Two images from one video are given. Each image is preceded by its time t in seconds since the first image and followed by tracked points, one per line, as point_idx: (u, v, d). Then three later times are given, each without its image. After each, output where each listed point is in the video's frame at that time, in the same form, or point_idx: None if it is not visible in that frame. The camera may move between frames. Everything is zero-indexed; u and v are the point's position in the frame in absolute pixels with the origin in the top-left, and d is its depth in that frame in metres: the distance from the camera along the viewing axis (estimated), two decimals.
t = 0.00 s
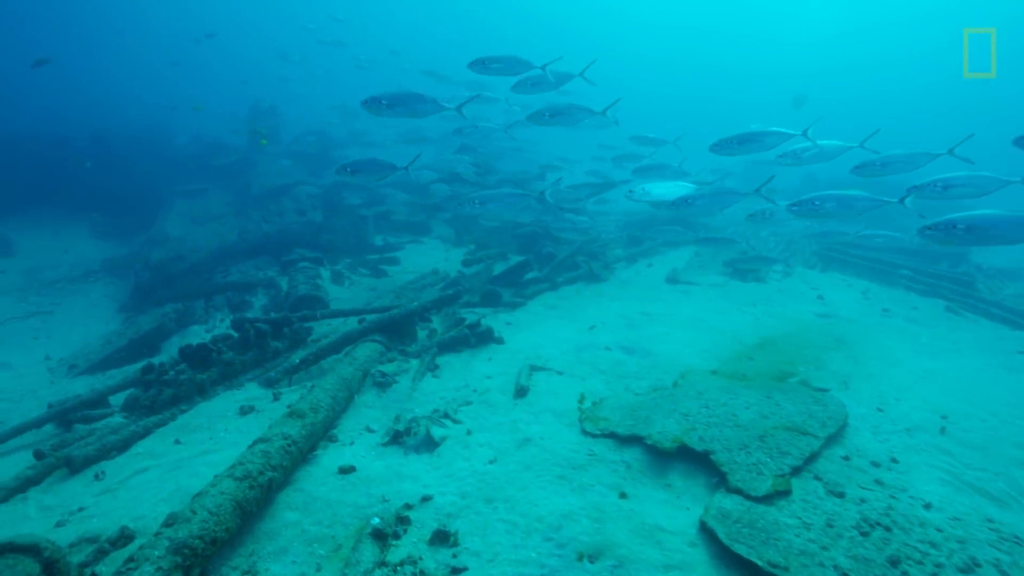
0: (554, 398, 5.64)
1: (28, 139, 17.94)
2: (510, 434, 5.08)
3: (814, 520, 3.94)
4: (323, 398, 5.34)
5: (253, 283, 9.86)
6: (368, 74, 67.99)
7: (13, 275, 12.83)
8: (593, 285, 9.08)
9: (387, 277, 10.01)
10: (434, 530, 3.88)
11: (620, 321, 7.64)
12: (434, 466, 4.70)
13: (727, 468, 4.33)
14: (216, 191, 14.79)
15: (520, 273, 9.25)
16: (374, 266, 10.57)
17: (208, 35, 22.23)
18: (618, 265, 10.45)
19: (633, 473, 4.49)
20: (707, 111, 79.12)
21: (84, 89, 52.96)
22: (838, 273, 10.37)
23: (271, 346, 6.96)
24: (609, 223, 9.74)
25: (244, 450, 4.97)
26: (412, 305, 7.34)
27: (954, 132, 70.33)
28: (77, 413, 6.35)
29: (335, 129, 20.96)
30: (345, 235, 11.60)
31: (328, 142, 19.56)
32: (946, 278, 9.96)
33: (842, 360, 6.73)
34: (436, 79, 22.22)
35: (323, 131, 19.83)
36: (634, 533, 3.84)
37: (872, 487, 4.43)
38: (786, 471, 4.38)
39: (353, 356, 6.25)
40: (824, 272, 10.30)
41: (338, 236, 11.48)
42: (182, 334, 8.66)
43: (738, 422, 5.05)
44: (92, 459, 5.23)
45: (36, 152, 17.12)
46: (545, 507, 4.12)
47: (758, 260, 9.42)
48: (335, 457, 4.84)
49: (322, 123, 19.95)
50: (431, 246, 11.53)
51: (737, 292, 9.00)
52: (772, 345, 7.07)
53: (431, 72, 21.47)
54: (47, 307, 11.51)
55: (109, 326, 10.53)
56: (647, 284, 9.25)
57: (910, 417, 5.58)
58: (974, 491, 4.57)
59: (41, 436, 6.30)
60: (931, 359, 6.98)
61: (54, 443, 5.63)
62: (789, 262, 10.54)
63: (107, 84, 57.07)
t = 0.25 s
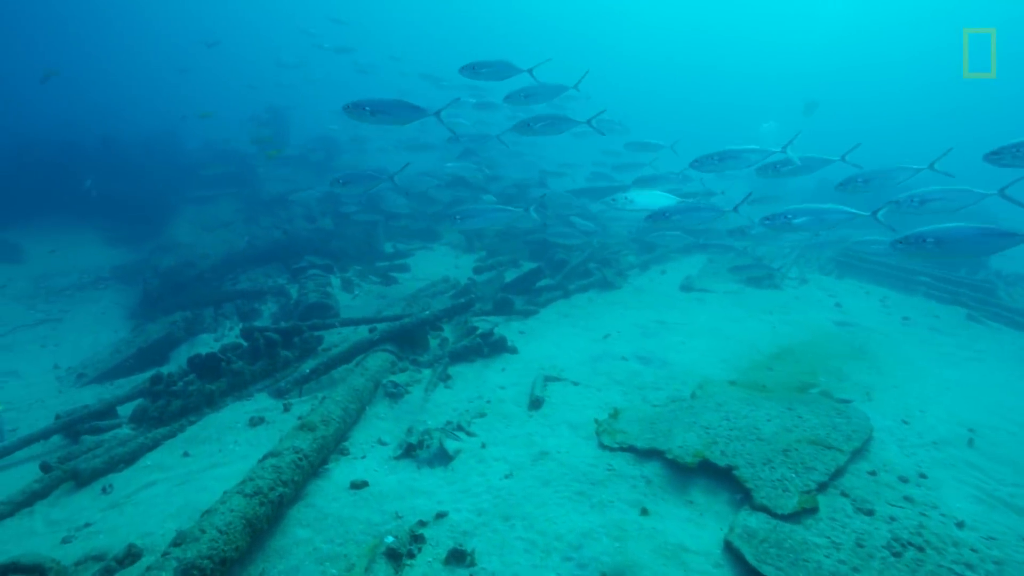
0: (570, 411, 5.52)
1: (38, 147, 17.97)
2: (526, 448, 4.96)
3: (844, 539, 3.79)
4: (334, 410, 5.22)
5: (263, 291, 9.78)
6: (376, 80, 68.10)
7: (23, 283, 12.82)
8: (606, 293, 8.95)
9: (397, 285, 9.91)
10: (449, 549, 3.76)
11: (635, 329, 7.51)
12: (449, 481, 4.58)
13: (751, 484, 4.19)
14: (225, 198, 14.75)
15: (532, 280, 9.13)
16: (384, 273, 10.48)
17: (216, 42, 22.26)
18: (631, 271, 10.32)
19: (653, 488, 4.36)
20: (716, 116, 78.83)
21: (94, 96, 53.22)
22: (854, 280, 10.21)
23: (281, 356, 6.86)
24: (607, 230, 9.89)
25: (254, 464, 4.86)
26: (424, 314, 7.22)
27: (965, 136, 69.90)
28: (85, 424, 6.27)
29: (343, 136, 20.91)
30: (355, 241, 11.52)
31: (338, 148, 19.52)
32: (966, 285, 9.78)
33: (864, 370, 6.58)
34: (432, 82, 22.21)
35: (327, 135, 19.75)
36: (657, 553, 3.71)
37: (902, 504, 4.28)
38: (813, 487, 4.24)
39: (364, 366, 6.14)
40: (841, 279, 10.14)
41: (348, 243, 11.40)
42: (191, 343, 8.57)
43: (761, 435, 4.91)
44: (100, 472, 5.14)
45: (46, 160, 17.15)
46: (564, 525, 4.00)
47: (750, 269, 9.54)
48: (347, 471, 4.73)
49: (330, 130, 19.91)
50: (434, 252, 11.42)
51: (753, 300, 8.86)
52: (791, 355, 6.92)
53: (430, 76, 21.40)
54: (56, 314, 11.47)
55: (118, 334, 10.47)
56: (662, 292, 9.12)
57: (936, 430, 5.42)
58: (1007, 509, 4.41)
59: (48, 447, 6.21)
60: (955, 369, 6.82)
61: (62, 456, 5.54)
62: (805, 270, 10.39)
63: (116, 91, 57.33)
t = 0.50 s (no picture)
0: (586, 418, 5.39)
1: (49, 147, 17.99)
2: (541, 457, 4.84)
3: (873, 557, 3.65)
4: (345, 417, 5.12)
5: (273, 293, 9.70)
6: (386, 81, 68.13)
7: (33, 284, 12.80)
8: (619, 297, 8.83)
9: (408, 287, 9.81)
10: (463, 563, 3.65)
11: (650, 334, 7.38)
12: (462, 492, 4.47)
13: (775, 498, 4.05)
14: (235, 198, 14.70)
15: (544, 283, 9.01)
16: (395, 275, 10.38)
17: (225, 42, 22.27)
18: (645, 275, 10.19)
19: (673, 501, 4.23)
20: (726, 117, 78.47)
21: (105, 96, 53.46)
22: (872, 285, 10.04)
23: (291, 359, 6.77)
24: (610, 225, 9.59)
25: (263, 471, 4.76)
26: (436, 318, 7.11)
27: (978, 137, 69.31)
28: (93, 428, 6.19)
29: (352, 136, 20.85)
30: (365, 243, 11.43)
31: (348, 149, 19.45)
32: (987, 290, 9.58)
33: (886, 378, 6.41)
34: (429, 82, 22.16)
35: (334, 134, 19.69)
36: (679, 570, 3.58)
37: (931, 519, 4.13)
38: (839, 501, 4.10)
39: (375, 371, 6.04)
40: (860, 284, 9.97)
41: (358, 245, 11.31)
42: (200, 345, 8.50)
43: (783, 446, 4.77)
44: (107, 479, 5.05)
45: (57, 160, 17.16)
46: (581, 539, 3.87)
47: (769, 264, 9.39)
48: (358, 480, 4.62)
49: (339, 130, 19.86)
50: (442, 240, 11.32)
51: (769, 304, 8.71)
52: (810, 361, 6.77)
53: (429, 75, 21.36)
54: (66, 315, 11.44)
55: (128, 335, 10.42)
56: (676, 296, 8.98)
57: (963, 442, 5.26)
58: None
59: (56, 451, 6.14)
60: (980, 377, 6.64)
61: (69, 461, 5.46)
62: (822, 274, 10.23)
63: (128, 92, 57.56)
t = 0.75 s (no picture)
0: (602, 431, 5.25)
1: (61, 152, 18.04)
2: (557, 471, 4.71)
3: None
4: (355, 428, 5.01)
5: (282, 298, 9.61)
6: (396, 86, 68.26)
7: (44, 288, 12.78)
8: (633, 305, 8.70)
9: (419, 294, 9.71)
10: None
11: (666, 344, 7.24)
12: (476, 507, 4.34)
13: (800, 518, 3.91)
14: (246, 203, 14.65)
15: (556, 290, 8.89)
16: (406, 281, 10.29)
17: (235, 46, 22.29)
18: (659, 283, 10.06)
19: (693, 519, 4.09)
20: (736, 123, 78.17)
21: (117, 100, 53.74)
22: (890, 294, 9.87)
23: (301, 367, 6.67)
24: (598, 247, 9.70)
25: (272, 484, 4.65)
26: (448, 326, 7.00)
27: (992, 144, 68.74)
28: (100, 436, 6.10)
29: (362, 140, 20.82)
30: (376, 249, 11.34)
31: (359, 154, 19.41)
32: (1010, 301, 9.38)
33: (909, 392, 6.25)
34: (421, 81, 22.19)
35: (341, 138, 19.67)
36: None
37: (963, 541, 3.98)
38: (866, 522, 3.95)
39: (386, 380, 5.92)
40: (878, 293, 9.81)
41: (369, 251, 11.22)
42: (210, 351, 8.41)
43: (806, 462, 4.62)
44: (113, 489, 4.95)
45: (69, 165, 17.19)
46: (599, 559, 3.74)
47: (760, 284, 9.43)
48: (368, 494, 4.50)
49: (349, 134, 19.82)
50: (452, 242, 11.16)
51: (786, 314, 8.55)
52: (831, 373, 6.61)
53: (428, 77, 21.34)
54: (75, 319, 11.39)
55: (137, 340, 10.37)
56: (691, 304, 8.84)
57: (991, 458, 5.10)
58: None
59: (62, 459, 6.06)
60: (1005, 391, 6.47)
61: (75, 470, 5.37)
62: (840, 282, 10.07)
63: (140, 96, 57.87)
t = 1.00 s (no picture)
0: (623, 448, 5.11)
1: (79, 160, 18.15)
2: (577, 490, 4.56)
3: None
4: (370, 442, 4.89)
5: (297, 306, 9.54)
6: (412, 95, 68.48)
7: (60, 294, 12.80)
8: (651, 316, 8.55)
9: (434, 303, 9.60)
10: None
11: (686, 356, 7.08)
12: (494, 526, 4.21)
13: (833, 543, 3.74)
14: (261, 210, 14.64)
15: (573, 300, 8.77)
16: (421, 289, 10.19)
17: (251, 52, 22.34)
18: (678, 294, 9.91)
19: (720, 543, 3.94)
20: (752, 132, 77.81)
21: (136, 107, 54.23)
22: (915, 308, 9.67)
23: (315, 378, 6.57)
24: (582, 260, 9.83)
25: (285, 499, 4.54)
26: (464, 337, 6.88)
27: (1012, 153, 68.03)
28: (112, 446, 6.02)
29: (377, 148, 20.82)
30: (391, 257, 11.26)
31: (374, 161, 19.39)
32: None
33: (939, 409, 6.06)
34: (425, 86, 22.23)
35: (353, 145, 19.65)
36: None
37: (1004, 570, 3.80)
38: (902, 548, 3.78)
39: (402, 392, 5.81)
40: (903, 306, 9.61)
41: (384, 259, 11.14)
42: (224, 360, 8.34)
43: (836, 482, 4.46)
44: (123, 502, 4.85)
45: (87, 173, 17.30)
46: None
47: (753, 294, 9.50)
48: (383, 511, 4.38)
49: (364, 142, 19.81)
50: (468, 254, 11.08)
51: (809, 326, 8.37)
52: (858, 388, 6.43)
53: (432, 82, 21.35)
54: (90, 326, 11.39)
55: (152, 347, 10.33)
56: (712, 316, 8.68)
57: None
58: None
59: (74, 470, 5.98)
60: None
61: (86, 481, 5.29)
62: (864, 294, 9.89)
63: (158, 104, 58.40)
